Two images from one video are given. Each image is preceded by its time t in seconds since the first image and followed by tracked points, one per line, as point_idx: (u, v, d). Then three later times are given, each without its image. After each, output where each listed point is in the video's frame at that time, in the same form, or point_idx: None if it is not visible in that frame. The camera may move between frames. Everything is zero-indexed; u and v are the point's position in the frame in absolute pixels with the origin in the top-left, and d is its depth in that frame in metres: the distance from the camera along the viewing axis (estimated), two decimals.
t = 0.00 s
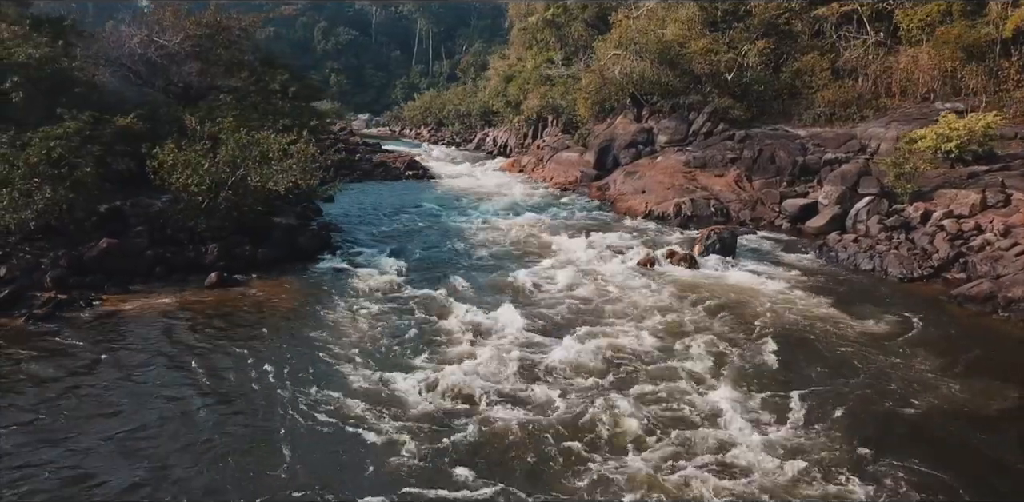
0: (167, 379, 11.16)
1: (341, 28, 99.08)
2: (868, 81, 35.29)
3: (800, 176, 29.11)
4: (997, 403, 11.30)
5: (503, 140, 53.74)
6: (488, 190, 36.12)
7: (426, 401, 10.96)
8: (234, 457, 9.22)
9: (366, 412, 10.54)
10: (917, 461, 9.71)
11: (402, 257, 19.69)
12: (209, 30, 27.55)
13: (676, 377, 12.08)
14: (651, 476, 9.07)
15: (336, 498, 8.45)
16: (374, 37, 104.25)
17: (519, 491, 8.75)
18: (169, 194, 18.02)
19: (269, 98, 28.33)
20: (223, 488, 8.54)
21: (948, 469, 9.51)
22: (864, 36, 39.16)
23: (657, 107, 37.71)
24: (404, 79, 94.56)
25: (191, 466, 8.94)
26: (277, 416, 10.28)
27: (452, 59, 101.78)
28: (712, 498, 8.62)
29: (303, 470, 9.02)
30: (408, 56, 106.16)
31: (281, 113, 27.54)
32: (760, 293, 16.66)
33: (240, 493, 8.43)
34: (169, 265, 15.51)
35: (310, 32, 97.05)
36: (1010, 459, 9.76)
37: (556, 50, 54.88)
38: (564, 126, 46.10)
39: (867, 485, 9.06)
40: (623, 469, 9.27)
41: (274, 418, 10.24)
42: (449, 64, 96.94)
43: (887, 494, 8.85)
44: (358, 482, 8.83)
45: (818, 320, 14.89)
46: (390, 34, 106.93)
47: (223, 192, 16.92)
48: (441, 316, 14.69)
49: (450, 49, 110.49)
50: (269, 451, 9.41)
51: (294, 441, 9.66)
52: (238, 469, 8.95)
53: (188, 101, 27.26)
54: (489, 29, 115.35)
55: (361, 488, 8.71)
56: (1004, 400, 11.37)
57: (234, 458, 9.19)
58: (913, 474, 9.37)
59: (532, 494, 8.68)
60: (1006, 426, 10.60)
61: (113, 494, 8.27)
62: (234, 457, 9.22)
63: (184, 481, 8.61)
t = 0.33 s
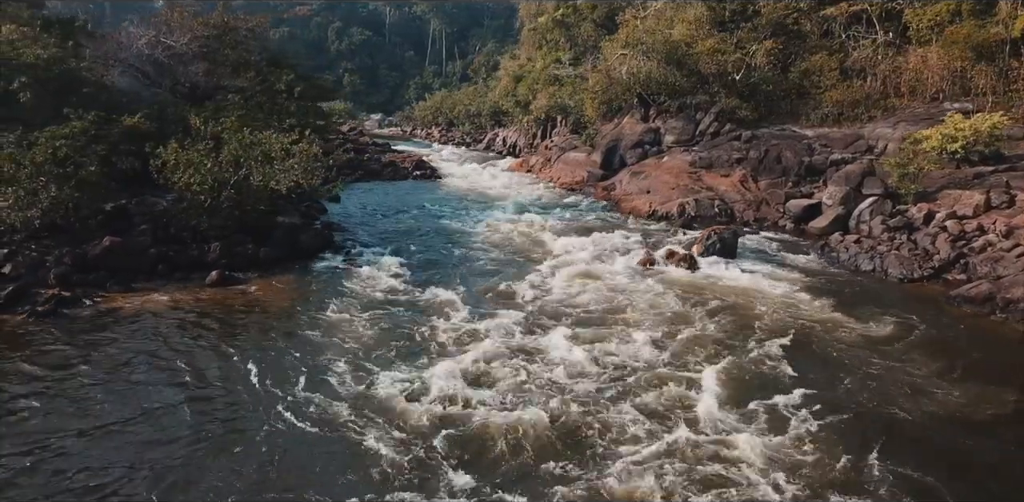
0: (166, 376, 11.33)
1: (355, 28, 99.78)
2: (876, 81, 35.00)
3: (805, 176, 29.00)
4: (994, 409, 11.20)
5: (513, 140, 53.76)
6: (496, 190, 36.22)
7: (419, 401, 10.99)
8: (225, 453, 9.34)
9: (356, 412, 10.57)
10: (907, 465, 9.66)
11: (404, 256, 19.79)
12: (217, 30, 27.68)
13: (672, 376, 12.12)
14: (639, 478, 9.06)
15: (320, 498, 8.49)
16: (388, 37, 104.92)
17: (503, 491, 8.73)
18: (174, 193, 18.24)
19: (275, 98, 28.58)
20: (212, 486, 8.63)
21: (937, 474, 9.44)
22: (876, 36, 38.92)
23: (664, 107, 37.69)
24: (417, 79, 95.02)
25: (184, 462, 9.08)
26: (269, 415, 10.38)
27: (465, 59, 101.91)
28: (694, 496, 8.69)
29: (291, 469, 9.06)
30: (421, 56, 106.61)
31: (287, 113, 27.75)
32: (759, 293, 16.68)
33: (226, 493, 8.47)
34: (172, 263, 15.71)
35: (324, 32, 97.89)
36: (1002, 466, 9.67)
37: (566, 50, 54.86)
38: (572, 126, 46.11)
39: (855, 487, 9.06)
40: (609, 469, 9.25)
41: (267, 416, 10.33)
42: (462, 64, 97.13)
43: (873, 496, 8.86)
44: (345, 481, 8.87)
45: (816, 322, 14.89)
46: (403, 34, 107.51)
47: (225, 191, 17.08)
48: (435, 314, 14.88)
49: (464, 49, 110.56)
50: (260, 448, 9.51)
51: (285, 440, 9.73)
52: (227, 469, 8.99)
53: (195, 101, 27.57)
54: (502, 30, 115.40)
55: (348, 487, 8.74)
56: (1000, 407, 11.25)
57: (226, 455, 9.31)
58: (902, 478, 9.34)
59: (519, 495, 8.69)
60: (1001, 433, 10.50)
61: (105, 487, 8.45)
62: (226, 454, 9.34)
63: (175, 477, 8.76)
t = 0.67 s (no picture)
0: (163, 374, 11.50)
1: (367, 29, 100.35)
2: (884, 82, 35.00)
3: (809, 177, 28.94)
4: (987, 414, 11.13)
5: (520, 140, 53.84)
6: (500, 191, 36.28)
7: (414, 399, 11.09)
8: (216, 451, 9.45)
9: (346, 412, 10.60)
10: (896, 470, 9.60)
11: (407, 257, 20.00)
12: (223, 31, 27.79)
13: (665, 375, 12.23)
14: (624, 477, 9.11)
15: (303, 498, 8.49)
16: (400, 38, 105.44)
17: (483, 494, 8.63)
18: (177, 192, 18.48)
19: (280, 98, 28.79)
20: (200, 483, 8.71)
21: (925, 479, 9.38)
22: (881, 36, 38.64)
23: (670, 107, 37.79)
24: (429, 79, 95.48)
25: (176, 458, 9.22)
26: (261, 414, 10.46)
27: (476, 60, 101.99)
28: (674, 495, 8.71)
29: (279, 469, 9.09)
30: (433, 56, 106.92)
31: (292, 113, 27.93)
32: (756, 294, 16.75)
33: (211, 494, 8.47)
34: (173, 261, 15.91)
35: (336, 33, 98.59)
36: (993, 473, 9.58)
37: (574, 50, 54.89)
38: (579, 127, 46.14)
39: (840, 488, 9.09)
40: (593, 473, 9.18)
41: (259, 415, 10.45)
42: (473, 64, 97.28)
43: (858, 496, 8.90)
44: (332, 480, 8.85)
45: (812, 323, 14.93)
46: (414, 35, 107.93)
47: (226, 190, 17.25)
48: (431, 314, 15.05)
49: (476, 49, 110.46)
50: (249, 447, 9.58)
51: (274, 440, 9.76)
52: (213, 469, 9.02)
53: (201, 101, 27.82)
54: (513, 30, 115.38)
55: (334, 485, 8.75)
56: (995, 414, 11.17)
57: (215, 453, 9.39)
58: (888, 481, 9.32)
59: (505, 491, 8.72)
60: (992, 439, 10.42)
61: (98, 479, 8.61)
62: (216, 452, 9.41)
63: (166, 472, 8.89)
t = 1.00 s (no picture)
0: (163, 373, 11.68)
1: (382, 29, 100.92)
2: (893, 82, 34.78)
3: (816, 177, 28.82)
4: (980, 419, 11.06)
5: (531, 140, 53.92)
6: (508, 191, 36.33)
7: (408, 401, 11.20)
8: (208, 450, 9.58)
9: (340, 414, 10.72)
10: (884, 477, 9.56)
11: (411, 257, 20.11)
12: (231, 32, 27.78)
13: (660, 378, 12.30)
14: (611, 481, 9.17)
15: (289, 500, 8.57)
16: (414, 38, 105.94)
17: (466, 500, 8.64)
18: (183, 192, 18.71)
19: (287, 98, 28.99)
20: (189, 483, 8.82)
21: (913, 486, 9.34)
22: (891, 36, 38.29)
23: (678, 108, 37.79)
24: (443, 80, 95.82)
25: (171, 457, 9.36)
26: (255, 415, 10.58)
27: (489, 60, 102.08)
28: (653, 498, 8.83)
29: (267, 471, 9.17)
30: (446, 57, 107.26)
31: (299, 113, 28.12)
32: (757, 295, 16.76)
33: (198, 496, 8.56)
34: (176, 260, 16.11)
35: (351, 33, 99.25)
36: (984, 480, 9.51)
37: (584, 50, 54.86)
38: (588, 126, 46.15)
39: (829, 493, 9.08)
40: (579, 478, 9.24)
41: (253, 415, 10.58)
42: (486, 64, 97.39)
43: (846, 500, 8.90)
44: (319, 483, 8.93)
45: (811, 325, 14.93)
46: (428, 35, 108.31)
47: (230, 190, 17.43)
48: (431, 314, 15.17)
49: (490, 49, 110.47)
50: (240, 447, 9.68)
51: (264, 441, 9.86)
52: (203, 470, 9.12)
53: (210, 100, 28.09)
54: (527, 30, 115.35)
55: (320, 488, 8.81)
56: (990, 419, 11.10)
57: (207, 453, 9.51)
58: (876, 486, 9.31)
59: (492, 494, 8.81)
60: (984, 445, 10.35)
61: (94, 476, 8.77)
62: (207, 452, 9.52)
63: (160, 470, 9.04)
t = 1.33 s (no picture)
0: (167, 369, 11.94)
1: (400, 29, 101.52)
2: (908, 82, 34.41)
3: (827, 178, 28.62)
4: (976, 425, 11.01)
5: (544, 141, 53.98)
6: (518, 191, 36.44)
7: (404, 404, 11.34)
8: (204, 449, 9.78)
9: (339, 414, 10.92)
10: (873, 482, 9.58)
11: (417, 258, 20.25)
12: (243, 33, 28.17)
13: (658, 385, 12.37)
14: (600, 488, 9.27)
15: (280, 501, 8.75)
16: (431, 38, 106.38)
17: None
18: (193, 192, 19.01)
19: (298, 99, 29.30)
20: (185, 481, 9.04)
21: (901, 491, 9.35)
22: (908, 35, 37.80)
23: (689, 108, 37.70)
24: (460, 80, 96.07)
25: (170, 453, 9.60)
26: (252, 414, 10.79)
27: (506, 60, 102.13)
28: None
29: (261, 471, 9.38)
30: (464, 57, 107.50)
31: (310, 114, 28.40)
32: (760, 297, 16.75)
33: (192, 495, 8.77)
34: (184, 256, 16.38)
35: (369, 33, 99.99)
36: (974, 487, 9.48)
37: (599, 51, 54.75)
38: (601, 126, 46.11)
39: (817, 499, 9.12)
40: (572, 481, 9.37)
41: (251, 415, 10.78)
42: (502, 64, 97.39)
43: None
44: (309, 485, 9.10)
45: (814, 329, 14.89)
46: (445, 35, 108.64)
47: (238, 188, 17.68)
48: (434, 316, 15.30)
49: (507, 49, 110.52)
50: (236, 446, 9.90)
51: (261, 441, 10.07)
52: (199, 469, 9.32)
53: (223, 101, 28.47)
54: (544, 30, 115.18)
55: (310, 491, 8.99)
56: (987, 424, 11.04)
57: (205, 450, 9.75)
58: (865, 492, 9.33)
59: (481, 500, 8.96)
60: (977, 450, 10.32)
61: (95, 471, 9.03)
62: (204, 451, 9.75)
63: (158, 467, 9.28)
